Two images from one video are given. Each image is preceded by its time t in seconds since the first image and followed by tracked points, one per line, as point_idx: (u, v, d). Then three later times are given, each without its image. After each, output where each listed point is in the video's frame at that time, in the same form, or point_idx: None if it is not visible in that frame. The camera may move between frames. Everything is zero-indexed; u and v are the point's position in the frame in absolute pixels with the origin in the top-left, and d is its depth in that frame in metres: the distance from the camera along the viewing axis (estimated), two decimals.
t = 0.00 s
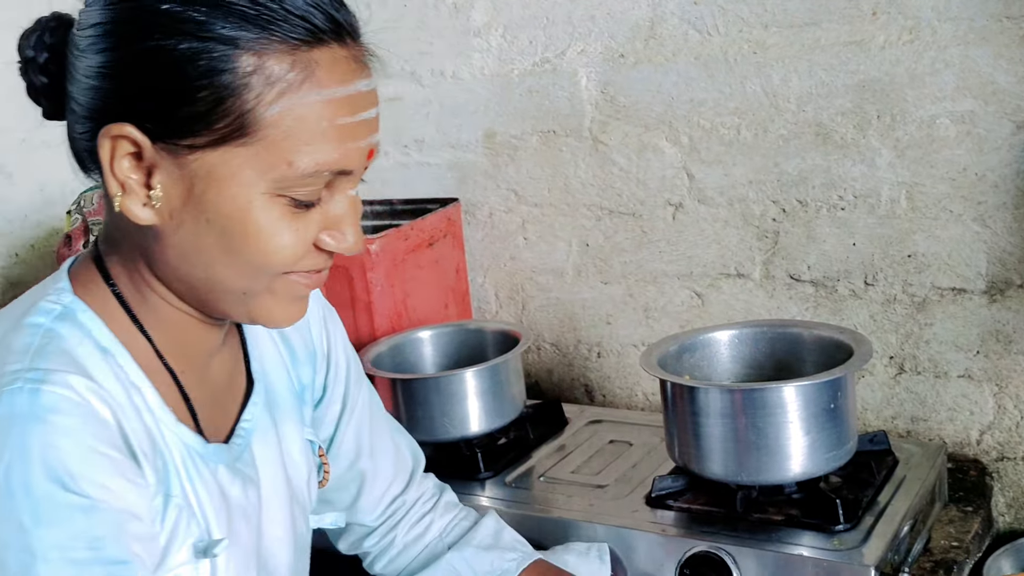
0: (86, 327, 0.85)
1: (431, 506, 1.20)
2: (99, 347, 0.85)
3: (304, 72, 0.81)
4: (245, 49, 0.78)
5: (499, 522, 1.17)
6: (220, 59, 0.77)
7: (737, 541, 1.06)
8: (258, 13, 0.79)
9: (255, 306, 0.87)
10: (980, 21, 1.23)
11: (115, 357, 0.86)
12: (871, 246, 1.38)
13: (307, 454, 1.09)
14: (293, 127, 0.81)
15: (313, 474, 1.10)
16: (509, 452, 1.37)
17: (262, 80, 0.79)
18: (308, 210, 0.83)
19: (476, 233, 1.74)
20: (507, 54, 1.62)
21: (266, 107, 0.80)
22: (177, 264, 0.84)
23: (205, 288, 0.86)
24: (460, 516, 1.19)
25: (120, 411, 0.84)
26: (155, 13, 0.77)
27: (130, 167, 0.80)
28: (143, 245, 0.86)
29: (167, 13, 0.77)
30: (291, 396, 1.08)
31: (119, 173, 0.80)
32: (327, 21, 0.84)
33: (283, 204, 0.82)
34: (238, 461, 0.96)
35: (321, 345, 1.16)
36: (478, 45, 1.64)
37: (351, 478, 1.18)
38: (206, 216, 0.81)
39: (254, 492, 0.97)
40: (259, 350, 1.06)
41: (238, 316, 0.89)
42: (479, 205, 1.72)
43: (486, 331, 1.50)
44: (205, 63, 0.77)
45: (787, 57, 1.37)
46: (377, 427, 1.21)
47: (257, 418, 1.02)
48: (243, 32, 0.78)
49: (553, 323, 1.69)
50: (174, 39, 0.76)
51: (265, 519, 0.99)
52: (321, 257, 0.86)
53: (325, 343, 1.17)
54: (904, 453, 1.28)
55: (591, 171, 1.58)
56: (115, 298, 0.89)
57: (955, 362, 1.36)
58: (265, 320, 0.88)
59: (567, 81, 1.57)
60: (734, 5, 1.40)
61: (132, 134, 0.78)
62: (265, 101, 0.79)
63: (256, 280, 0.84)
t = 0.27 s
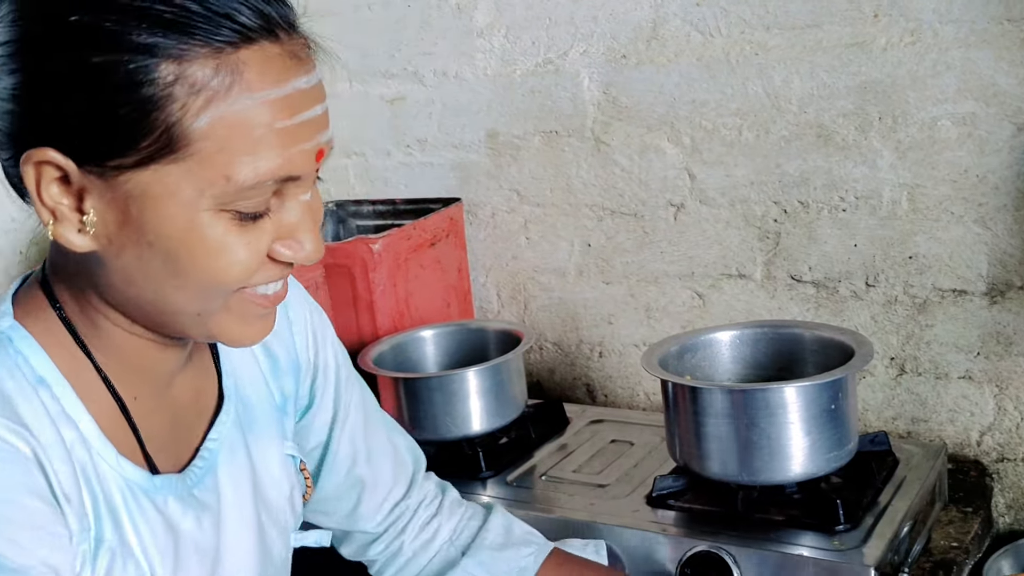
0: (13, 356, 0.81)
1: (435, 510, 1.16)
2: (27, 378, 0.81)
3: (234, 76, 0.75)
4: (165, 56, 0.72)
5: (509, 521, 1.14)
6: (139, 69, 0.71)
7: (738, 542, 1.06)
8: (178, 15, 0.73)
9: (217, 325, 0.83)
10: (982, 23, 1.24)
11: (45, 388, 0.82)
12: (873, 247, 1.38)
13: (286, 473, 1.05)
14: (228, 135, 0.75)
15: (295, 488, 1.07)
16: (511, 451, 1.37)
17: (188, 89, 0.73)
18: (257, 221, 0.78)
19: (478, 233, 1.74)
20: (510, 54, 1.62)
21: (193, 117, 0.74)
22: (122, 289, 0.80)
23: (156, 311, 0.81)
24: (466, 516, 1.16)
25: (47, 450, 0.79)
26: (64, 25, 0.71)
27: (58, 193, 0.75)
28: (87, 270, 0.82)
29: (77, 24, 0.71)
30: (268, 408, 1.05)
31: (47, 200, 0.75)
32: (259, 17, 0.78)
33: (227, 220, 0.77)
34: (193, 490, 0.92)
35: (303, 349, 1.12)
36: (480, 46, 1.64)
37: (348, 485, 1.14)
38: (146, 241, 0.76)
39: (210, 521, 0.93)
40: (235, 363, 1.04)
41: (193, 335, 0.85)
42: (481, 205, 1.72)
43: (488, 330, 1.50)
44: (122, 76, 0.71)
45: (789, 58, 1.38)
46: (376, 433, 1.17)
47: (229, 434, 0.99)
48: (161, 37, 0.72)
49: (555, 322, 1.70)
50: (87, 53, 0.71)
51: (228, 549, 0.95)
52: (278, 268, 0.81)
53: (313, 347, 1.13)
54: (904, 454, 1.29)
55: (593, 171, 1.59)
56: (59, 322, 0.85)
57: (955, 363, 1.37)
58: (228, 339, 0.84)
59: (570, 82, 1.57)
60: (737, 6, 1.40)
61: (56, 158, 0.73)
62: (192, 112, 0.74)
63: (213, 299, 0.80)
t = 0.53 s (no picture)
0: (32, 406, 0.75)
1: (546, 515, 1.05)
2: (44, 429, 0.75)
3: (237, 121, 0.70)
4: (162, 103, 0.67)
5: (628, 527, 1.05)
6: (135, 120, 0.67)
7: (757, 546, 1.06)
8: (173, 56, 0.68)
9: (239, 376, 0.79)
10: (1001, 26, 1.23)
11: (64, 439, 0.76)
12: (891, 251, 1.38)
13: (318, 512, 0.99)
14: (235, 183, 0.71)
15: (330, 522, 1.01)
16: (529, 454, 1.37)
17: (188, 137, 0.69)
18: (274, 271, 0.75)
19: (494, 235, 1.74)
20: (527, 57, 1.62)
21: (196, 169, 0.70)
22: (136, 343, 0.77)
23: (175, 364, 0.78)
24: (581, 521, 1.05)
25: (66, 506, 0.74)
26: (57, 75, 0.67)
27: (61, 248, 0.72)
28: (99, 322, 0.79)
29: (69, 74, 0.67)
30: (303, 441, 1.00)
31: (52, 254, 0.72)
32: (263, 54, 0.72)
33: (244, 272, 0.73)
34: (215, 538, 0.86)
35: (355, 369, 1.03)
36: (497, 49, 1.65)
37: (433, 502, 1.04)
38: (158, 298, 0.73)
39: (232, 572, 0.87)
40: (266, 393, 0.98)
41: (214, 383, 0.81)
42: (498, 208, 1.73)
43: (505, 333, 1.50)
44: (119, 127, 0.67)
45: (807, 61, 1.38)
46: (465, 448, 1.07)
47: (258, 473, 0.93)
48: (158, 83, 0.67)
49: (571, 325, 1.70)
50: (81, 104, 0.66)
51: None
52: (301, 312, 0.77)
53: (369, 365, 1.04)
54: (922, 458, 1.28)
55: (610, 174, 1.59)
56: (81, 368, 0.80)
57: (974, 367, 1.37)
58: (253, 386, 0.80)
59: (587, 85, 1.57)
60: (754, 9, 1.40)
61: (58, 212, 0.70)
62: (194, 163, 0.69)
63: (233, 351, 0.76)
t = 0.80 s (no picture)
0: (84, 443, 0.77)
1: (631, 519, 1.00)
2: (98, 468, 0.77)
3: (335, 174, 0.71)
4: (259, 157, 0.68)
5: (721, 531, 1.01)
6: (231, 174, 0.67)
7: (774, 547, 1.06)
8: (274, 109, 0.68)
9: (315, 425, 0.80)
10: None
11: (117, 478, 0.78)
12: (912, 252, 1.38)
13: (366, 540, 0.98)
14: (329, 242, 0.71)
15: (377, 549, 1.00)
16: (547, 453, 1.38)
17: (285, 191, 0.70)
18: (362, 324, 0.75)
19: (514, 235, 1.75)
20: (547, 58, 1.63)
21: (292, 224, 0.70)
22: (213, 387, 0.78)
23: (253, 410, 0.79)
24: (669, 525, 1.01)
25: (117, 548, 0.76)
26: (149, 125, 0.67)
27: (144, 295, 0.73)
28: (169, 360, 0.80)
29: (163, 124, 0.67)
30: (357, 468, 0.99)
31: (134, 302, 0.73)
32: (362, 103, 0.72)
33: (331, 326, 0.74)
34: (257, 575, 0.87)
35: (416, 392, 1.02)
36: (518, 49, 1.65)
37: (507, 511, 1.02)
38: (241, 347, 0.74)
39: None
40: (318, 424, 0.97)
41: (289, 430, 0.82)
42: (517, 208, 1.73)
43: (524, 333, 1.51)
44: (214, 181, 0.67)
45: (828, 62, 1.37)
46: (542, 454, 1.03)
47: (306, 502, 0.93)
48: (256, 137, 0.68)
49: (590, 325, 1.70)
50: (176, 157, 0.67)
51: None
52: (383, 365, 0.78)
53: (432, 386, 1.03)
54: (942, 460, 1.28)
55: (629, 174, 1.59)
56: (138, 403, 0.82)
57: (995, 370, 1.36)
58: (328, 435, 0.81)
59: (607, 85, 1.57)
60: (776, 9, 1.40)
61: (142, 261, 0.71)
62: (291, 217, 0.70)
63: (311, 404, 0.78)
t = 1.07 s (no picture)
0: (89, 463, 0.77)
1: (651, 528, 0.99)
2: (102, 488, 0.77)
3: (366, 206, 0.70)
4: (289, 188, 0.67)
5: (740, 537, 1.00)
6: (260, 206, 0.66)
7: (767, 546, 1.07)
8: (304, 140, 0.67)
9: (332, 457, 0.80)
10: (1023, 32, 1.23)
11: (121, 497, 0.78)
12: (910, 255, 1.38)
13: (376, 555, 0.99)
14: (357, 276, 0.70)
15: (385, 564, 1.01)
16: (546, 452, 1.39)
17: (315, 223, 0.68)
18: (385, 358, 0.74)
19: (515, 236, 1.76)
20: (549, 59, 1.64)
21: (322, 258, 0.69)
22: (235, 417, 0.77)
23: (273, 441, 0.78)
24: (688, 532, 1.00)
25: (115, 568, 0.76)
26: (175, 156, 0.66)
27: (167, 326, 0.72)
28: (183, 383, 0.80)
29: (193, 155, 0.66)
30: (367, 485, 1.00)
31: (156, 334, 0.72)
32: (393, 132, 0.71)
33: (357, 360, 0.73)
34: None
35: (428, 412, 1.01)
36: (521, 51, 1.66)
37: (521, 522, 1.01)
38: (265, 380, 0.73)
39: None
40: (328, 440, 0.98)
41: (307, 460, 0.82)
42: (519, 209, 1.74)
43: (524, 333, 1.52)
44: (243, 213, 0.66)
45: (828, 66, 1.38)
46: (556, 461, 1.01)
47: (316, 519, 0.94)
48: (286, 168, 0.66)
49: (590, 325, 1.71)
50: (204, 189, 0.66)
51: None
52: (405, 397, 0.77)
53: (444, 405, 1.01)
54: (937, 462, 1.28)
55: (630, 176, 1.60)
56: (147, 428, 0.82)
57: (992, 373, 1.36)
58: (346, 468, 0.81)
59: (609, 87, 1.58)
60: (776, 13, 1.40)
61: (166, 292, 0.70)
62: (321, 250, 0.69)
63: (332, 437, 0.77)
